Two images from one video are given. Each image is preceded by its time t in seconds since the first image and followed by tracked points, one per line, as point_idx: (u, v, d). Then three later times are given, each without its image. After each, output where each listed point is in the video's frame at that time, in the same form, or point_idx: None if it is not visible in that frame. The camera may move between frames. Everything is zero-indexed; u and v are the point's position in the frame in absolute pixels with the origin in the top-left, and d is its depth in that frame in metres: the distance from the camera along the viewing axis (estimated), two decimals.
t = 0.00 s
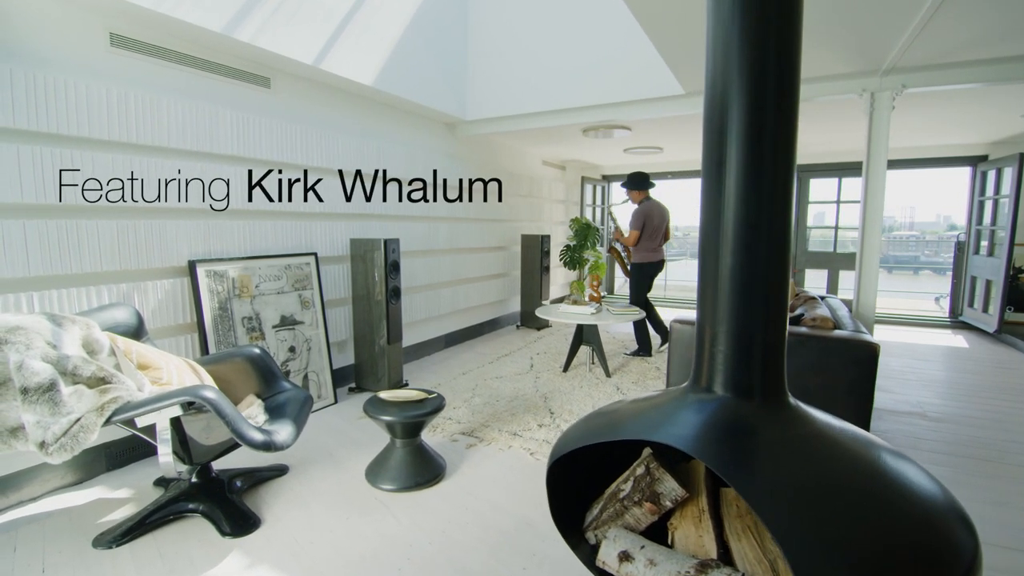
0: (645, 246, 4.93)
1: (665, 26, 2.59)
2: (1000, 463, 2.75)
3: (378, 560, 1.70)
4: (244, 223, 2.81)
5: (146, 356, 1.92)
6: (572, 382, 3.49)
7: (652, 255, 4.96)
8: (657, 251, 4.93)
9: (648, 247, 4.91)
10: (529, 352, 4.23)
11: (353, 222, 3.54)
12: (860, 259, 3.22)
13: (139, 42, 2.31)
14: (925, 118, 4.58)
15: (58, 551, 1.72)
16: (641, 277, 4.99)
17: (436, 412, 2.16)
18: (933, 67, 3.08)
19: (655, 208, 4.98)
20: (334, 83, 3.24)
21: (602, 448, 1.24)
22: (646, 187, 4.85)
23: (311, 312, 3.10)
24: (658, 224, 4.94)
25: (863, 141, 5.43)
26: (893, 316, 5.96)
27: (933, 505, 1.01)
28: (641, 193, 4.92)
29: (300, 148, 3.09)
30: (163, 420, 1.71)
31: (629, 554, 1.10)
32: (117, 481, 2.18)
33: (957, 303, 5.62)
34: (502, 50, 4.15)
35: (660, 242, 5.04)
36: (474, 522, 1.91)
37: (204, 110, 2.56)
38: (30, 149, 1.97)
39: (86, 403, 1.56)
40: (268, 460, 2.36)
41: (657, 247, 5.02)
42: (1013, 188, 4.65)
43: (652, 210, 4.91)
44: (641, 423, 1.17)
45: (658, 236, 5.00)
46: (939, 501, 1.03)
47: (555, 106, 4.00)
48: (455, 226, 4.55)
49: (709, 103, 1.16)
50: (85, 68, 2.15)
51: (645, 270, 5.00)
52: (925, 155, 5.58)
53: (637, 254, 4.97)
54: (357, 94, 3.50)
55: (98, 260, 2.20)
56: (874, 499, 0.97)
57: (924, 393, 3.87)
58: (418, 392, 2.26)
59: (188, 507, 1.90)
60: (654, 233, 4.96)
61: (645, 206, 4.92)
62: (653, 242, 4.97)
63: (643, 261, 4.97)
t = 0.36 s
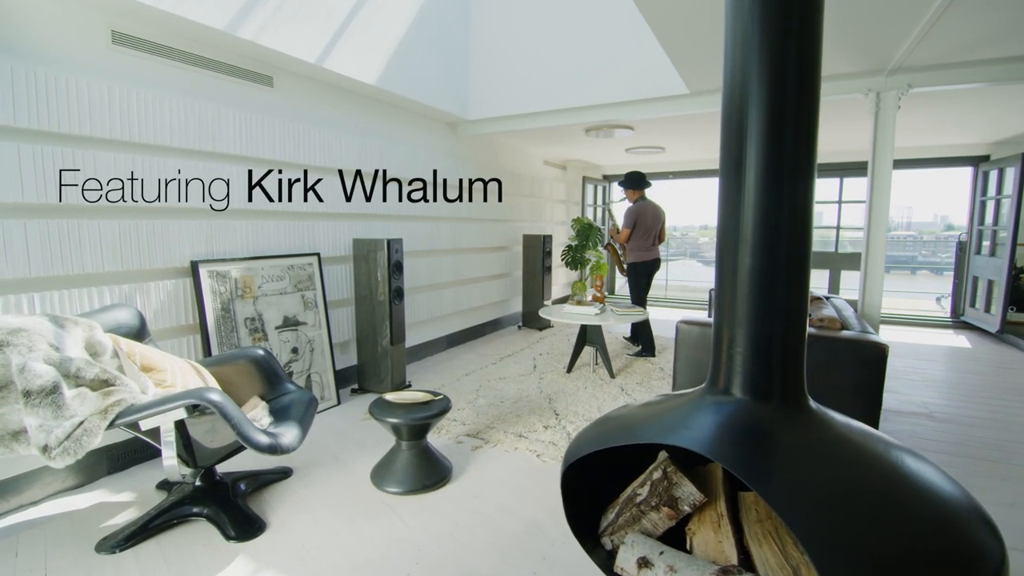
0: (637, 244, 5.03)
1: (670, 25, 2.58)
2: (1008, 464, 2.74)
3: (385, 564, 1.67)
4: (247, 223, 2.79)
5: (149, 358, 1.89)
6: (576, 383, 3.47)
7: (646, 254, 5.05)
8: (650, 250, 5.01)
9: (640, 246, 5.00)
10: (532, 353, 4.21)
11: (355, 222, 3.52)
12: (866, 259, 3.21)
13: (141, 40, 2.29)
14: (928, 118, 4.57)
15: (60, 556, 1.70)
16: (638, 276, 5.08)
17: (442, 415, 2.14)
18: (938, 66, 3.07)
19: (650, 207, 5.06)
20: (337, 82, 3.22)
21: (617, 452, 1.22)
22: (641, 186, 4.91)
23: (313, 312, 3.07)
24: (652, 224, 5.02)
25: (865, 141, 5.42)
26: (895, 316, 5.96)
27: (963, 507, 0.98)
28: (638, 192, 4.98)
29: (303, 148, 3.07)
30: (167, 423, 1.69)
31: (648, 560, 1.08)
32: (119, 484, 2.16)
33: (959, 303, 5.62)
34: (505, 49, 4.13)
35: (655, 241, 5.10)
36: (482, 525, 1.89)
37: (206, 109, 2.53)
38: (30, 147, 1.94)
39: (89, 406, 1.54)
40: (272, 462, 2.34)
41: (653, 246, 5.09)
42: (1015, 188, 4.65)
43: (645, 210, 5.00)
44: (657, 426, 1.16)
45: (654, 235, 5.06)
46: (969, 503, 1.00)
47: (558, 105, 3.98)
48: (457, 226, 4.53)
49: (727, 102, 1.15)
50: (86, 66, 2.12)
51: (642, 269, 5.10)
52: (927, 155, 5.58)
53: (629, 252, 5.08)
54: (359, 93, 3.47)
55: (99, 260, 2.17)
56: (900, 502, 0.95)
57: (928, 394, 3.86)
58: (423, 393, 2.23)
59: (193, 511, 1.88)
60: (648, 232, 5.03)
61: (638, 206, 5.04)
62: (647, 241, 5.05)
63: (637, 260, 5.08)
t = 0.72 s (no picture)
0: (634, 244, 5.03)
1: (674, 24, 2.56)
2: (1013, 464, 2.73)
3: (391, 569, 1.65)
4: (247, 223, 2.76)
5: (149, 361, 1.86)
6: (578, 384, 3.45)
7: (643, 253, 5.05)
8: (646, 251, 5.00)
9: (636, 246, 5.00)
10: (533, 353, 4.19)
11: (356, 222, 3.49)
12: (869, 259, 3.21)
13: (140, 37, 2.25)
14: (928, 118, 4.58)
15: (60, 563, 1.66)
16: (630, 274, 5.14)
17: (446, 417, 2.11)
18: (940, 66, 3.08)
19: (648, 208, 5.06)
20: (337, 80, 3.19)
21: (631, 455, 1.20)
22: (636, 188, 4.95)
23: (314, 313, 3.04)
24: (649, 225, 5.03)
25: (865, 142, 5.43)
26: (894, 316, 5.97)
27: (989, 510, 0.96)
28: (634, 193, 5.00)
29: (303, 147, 3.04)
30: (169, 426, 1.66)
31: (665, 566, 1.06)
32: (118, 488, 2.12)
33: (957, 303, 5.64)
34: (505, 48, 4.11)
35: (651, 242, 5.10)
36: (488, 529, 1.87)
37: (206, 107, 2.50)
38: (27, 146, 1.90)
39: (89, 410, 1.51)
40: (274, 465, 2.31)
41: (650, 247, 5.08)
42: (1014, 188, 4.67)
43: (643, 210, 5.00)
44: (672, 428, 1.14)
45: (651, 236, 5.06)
46: (996, 506, 0.97)
47: (559, 105, 3.96)
48: (456, 226, 4.50)
49: (743, 100, 1.14)
50: (85, 64, 2.09)
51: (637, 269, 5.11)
52: (925, 155, 5.60)
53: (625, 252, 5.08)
54: (360, 92, 3.44)
55: (97, 261, 2.13)
56: (923, 504, 0.93)
57: (929, 394, 3.87)
58: (428, 395, 2.21)
59: (194, 515, 1.84)
60: (645, 232, 5.03)
61: (636, 205, 5.04)
62: (644, 241, 5.05)
63: (632, 260, 5.07)
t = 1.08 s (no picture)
0: (630, 243, 5.05)
1: (680, 24, 2.55)
2: (1019, 464, 2.73)
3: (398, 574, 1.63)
4: (249, 223, 2.73)
5: (152, 363, 1.84)
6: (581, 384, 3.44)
7: (638, 253, 5.07)
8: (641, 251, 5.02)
9: (632, 245, 5.02)
10: (535, 354, 4.17)
11: (357, 222, 3.47)
12: (873, 259, 3.20)
13: (141, 35, 2.23)
14: (929, 119, 4.59)
15: (60, 569, 1.64)
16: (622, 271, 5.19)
17: (452, 419, 2.09)
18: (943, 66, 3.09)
19: (649, 208, 5.04)
20: (339, 79, 3.17)
21: (647, 459, 1.19)
22: (639, 188, 4.97)
23: (316, 314, 3.02)
24: (647, 225, 5.01)
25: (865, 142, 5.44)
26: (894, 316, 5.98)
27: (1012, 513, 0.94)
28: (638, 193, 5.00)
29: (306, 146, 3.01)
30: (173, 430, 1.63)
31: (683, 571, 1.05)
32: (119, 492, 2.09)
33: (957, 303, 5.65)
34: (507, 48, 4.09)
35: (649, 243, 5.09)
36: (496, 532, 1.85)
37: (208, 106, 2.47)
38: (28, 146, 1.88)
39: (92, 413, 1.48)
40: (276, 468, 2.28)
41: (647, 247, 5.08)
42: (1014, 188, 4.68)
43: (643, 210, 4.99)
44: (687, 432, 1.13)
45: (650, 236, 5.05)
46: (1020, 510, 0.95)
47: (562, 104, 3.94)
48: (458, 225, 4.48)
49: (761, 99, 1.12)
50: (84, 62, 2.06)
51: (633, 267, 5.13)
52: (925, 156, 5.61)
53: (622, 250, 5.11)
54: (361, 91, 3.42)
55: (96, 261, 2.10)
56: (945, 506, 0.91)
57: (932, 394, 3.87)
58: (433, 397, 2.19)
59: (198, 520, 1.82)
60: (643, 232, 5.03)
61: (637, 204, 5.03)
62: (641, 241, 5.05)
63: (627, 258, 5.10)
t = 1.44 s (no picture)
0: (626, 243, 5.08)
1: (688, 24, 2.54)
2: None
3: None
4: (252, 222, 2.70)
5: (157, 365, 1.81)
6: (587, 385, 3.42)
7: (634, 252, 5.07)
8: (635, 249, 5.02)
9: (627, 243, 5.06)
10: (539, 355, 4.15)
11: (361, 222, 3.44)
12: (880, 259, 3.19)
13: (145, 33, 2.20)
14: (933, 119, 4.59)
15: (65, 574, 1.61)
16: (622, 271, 5.21)
17: (459, 421, 2.07)
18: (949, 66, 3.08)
19: (646, 208, 5.04)
20: (343, 78, 3.15)
21: (666, 463, 1.18)
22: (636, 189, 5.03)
23: (320, 315, 2.99)
24: (643, 224, 5.03)
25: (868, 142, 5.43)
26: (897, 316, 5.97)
27: None
28: (635, 194, 5.03)
29: (310, 146, 2.99)
30: (179, 433, 1.61)
31: None
32: (122, 494, 2.07)
33: (960, 303, 5.64)
34: (510, 47, 4.08)
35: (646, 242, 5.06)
36: (505, 536, 1.83)
37: (212, 105, 2.45)
38: (32, 145, 1.86)
39: (98, 416, 1.46)
40: (281, 470, 2.26)
41: (645, 246, 5.06)
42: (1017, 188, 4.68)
43: (639, 209, 5.01)
44: (707, 433, 1.12)
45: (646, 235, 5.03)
46: None
47: (566, 104, 3.92)
48: (461, 225, 4.47)
49: (783, 96, 1.11)
50: (88, 60, 2.04)
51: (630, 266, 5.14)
52: (927, 156, 5.61)
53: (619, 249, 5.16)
54: (365, 91, 3.40)
55: (100, 262, 2.08)
56: (970, 508, 0.89)
57: (937, 394, 3.86)
58: (440, 399, 2.17)
59: (204, 524, 1.80)
60: (638, 231, 5.04)
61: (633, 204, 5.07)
62: (637, 240, 5.06)
63: (623, 257, 5.13)
